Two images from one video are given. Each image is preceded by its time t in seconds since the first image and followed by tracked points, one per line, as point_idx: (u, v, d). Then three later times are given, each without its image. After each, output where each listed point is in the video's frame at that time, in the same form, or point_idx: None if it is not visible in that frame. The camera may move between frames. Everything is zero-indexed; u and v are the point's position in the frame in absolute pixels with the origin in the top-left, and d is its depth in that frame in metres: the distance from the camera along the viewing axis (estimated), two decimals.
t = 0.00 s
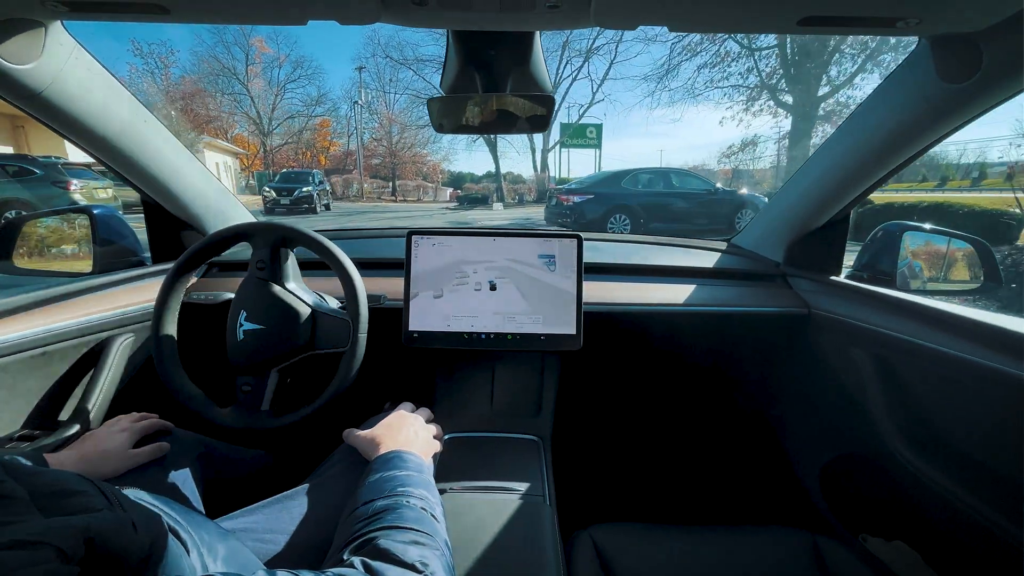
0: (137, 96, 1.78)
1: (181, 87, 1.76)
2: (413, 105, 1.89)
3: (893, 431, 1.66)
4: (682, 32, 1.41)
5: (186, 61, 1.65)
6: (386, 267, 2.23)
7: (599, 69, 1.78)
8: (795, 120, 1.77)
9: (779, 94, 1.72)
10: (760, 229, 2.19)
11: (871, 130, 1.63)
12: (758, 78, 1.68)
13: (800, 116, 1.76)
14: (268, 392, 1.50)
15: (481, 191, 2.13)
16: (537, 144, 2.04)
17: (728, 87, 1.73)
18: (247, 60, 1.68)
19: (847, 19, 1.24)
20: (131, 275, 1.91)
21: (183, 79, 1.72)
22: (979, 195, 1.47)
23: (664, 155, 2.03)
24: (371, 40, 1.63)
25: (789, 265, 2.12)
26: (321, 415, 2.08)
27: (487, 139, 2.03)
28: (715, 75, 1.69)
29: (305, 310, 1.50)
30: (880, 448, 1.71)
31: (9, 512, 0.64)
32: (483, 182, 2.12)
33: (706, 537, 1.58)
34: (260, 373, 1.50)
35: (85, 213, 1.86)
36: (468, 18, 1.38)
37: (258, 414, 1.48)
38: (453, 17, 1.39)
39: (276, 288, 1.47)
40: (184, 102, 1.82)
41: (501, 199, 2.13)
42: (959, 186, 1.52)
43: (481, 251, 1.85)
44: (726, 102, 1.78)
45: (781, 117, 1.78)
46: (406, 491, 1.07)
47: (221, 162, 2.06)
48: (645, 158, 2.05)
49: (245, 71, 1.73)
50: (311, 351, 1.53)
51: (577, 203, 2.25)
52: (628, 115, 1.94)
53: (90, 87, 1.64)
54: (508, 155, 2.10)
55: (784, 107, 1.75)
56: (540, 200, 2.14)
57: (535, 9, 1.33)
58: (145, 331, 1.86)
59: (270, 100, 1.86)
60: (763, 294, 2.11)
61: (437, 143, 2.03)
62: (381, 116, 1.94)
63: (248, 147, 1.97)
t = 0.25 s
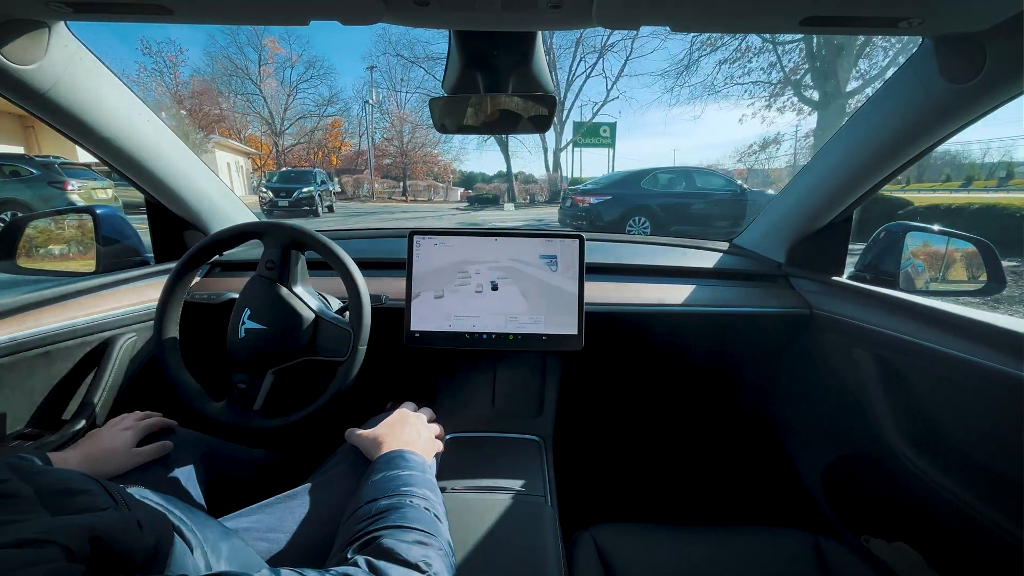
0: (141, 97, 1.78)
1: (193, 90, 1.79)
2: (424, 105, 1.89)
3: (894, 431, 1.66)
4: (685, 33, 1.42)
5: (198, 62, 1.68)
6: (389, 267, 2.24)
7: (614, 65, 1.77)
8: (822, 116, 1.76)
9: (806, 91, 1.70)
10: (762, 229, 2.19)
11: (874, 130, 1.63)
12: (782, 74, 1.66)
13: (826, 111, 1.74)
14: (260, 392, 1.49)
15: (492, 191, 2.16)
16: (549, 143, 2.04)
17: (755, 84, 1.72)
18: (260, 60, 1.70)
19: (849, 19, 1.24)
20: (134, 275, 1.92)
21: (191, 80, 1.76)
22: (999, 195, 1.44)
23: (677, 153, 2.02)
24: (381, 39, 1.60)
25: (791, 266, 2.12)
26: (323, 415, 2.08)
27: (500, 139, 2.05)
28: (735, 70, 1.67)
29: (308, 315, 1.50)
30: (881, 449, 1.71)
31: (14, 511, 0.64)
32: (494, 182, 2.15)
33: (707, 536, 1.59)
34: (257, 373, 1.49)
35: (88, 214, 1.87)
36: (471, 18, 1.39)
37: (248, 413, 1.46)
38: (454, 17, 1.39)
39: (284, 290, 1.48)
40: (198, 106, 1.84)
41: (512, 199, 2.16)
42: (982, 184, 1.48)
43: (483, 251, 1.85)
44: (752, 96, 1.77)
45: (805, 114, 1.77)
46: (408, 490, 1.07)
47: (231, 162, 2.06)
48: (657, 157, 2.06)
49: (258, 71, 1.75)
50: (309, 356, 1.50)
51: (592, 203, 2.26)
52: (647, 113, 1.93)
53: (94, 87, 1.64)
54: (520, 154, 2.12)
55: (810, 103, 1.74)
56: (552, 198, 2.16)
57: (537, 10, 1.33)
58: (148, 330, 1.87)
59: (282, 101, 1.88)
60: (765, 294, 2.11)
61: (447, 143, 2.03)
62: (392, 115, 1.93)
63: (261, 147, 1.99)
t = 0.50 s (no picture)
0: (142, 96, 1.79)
1: (204, 90, 1.84)
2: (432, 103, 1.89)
3: (898, 431, 1.65)
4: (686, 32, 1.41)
5: (206, 65, 1.74)
6: (391, 266, 2.24)
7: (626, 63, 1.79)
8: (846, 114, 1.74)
9: (831, 85, 1.70)
10: (764, 229, 2.19)
11: (877, 128, 1.62)
12: (804, 70, 1.68)
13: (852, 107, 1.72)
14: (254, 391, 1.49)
15: (503, 191, 2.13)
16: (560, 143, 2.01)
17: (776, 81, 1.74)
18: (271, 61, 1.76)
19: (852, 16, 1.23)
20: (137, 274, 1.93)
21: (199, 80, 1.80)
22: None
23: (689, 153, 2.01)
24: (388, 39, 1.65)
25: (794, 265, 2.11)
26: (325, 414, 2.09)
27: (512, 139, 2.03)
28: (750, 67, 1.70)
29: (313, 321, 1.50)
30: (884, 449, 1.71)
31: (15, 510, 0.64)
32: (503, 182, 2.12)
33: (710, 535, 1.59)
34: (256, 371, 1.50)
35: (91, 212, 1.89)
36: (472, 17, 1.38)
37: (244, 412, 1.47)
38: (455, 17, 1.39)
39: (292, 294, 1.48)
40: (209, 107, 1.89)
41: (523, 200, 2.13)
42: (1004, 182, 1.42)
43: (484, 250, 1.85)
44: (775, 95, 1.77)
45: (828, 110, 1.76)
46: (409, 489, 1.07)
47: (241, 163, 2.06)
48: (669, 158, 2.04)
49: (268, 71, 1.80)
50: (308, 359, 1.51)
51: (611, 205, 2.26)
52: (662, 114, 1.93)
53: (97, 87, 1.65)
54: (530, 155, 2.08)
55: (834, 99, 1.73)
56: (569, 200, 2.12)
57: (538, 8, 1.32)
58: (151, 329, 1.88)
59: (293, 100, 1.92)
60: (768, 293, 2.10)
61: (457, 143, 2.01)
62: (402, 114, 1.94)
63: (271, 147, 2.02)
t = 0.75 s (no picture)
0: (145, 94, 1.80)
1: (213, 91, 1.91)
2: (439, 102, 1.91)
3: (900, 432, 1.65)
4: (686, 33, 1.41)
5: (213, 65, 1.79)
6: (393, 265, 2.25)
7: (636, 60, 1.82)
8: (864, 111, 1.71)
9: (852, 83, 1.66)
10: (766, 229, 2.19)
11: (882, 128, 1.62)
12: (824, 66, 1.62)
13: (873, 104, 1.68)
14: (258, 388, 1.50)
15: (510, 192, 2.17)
16: (569, 143, 2.06)
17: (795, 78, 1.70)
18: (281, 61, 1.78)
19: (855, 17, 1.23)
20: (140, 272, 1.93)
21: (204, 80, 1.85)
22: None
23: (700, 155, 2.06)
24: (397, 38, 1.62)
25: (796, 265, 2.11)
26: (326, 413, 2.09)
27: (518, 139, 2.06)
28: (770, 62, 1.66)
29: (313, 319, 1.51)
30: (886, 450, 1.70)
31: (17, 507, 0.64)
32: (512, 181, 2.16)
33: (710, 535, 1.59)
34: (257, 370, 1.50)
35: (94, 211, 1.89)
36: (474, 17, 1.39)
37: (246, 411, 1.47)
38: (456, 16, 1.39)
39: (292, 291, 1.48)
40: (220, 108, 1.96)
41: (531, 200, 2.18)
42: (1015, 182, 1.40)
43: (486, 250, 1.85)
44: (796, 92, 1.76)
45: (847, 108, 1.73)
46: (409, 488, 1.07)
47: (249, 163, 2.10)
48: (680, 158, 2.10)
49: (277, 72, 1.84)
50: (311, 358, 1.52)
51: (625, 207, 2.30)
52: (675, 114, 2.01)
53: (100, 84, 1.65)
54: (539, 154, 2.13)
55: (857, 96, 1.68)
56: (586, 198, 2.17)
57: (540, 9, 1.33)
58: (152, 327, 1.88)
59: (301, 101, 2.00)
60: (769, 294, 2.10)
61: (465, 143, 2.05)
62: (409, 114, 1.99)
63: (281, 147, 2.09)
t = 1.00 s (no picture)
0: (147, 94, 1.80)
1: (225, 91, 1.82)
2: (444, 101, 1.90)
3: (903, 433, 1.64)
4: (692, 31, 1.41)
5: (220, 65, 1.71)
6: (396, 265, 2.25)
7: (648, 61, 1.74)
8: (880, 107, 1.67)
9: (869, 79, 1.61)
10: (769, 229, 2.18)
11: (885, 127, 1.61)
12: (843, 64, 1.57)
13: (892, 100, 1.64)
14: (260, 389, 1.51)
15: (519, 193, 2.13)
16: (579, 142, 1.98)
17: (814, 76, 1.64)
18: (288, 61, 1.75)
19: (859, 15, 1.22)
20: (143, 273, 1.94)
21: (210, 80, 1.77)
22: None
23: (708, 155, 1.97)
24: (404, 37, 1.63)
25: (799, 265, 2.10)
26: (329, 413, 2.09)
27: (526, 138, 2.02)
28: (785, 60, 1.62)
29: (316, 323, 1.51)
30: (889, 450, 1.70)
31: (22, 506, 0.65)
32: (520, 181, 2.12)
33: (714, 536, 1.58)
34: (260, 371, 1.51)
35: (99, 211, 1.91)
36: (476, 17, 1.39)
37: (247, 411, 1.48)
38: (459, 17, 1.40)
39: (298, 295, 1.48)
40: (233, 110, 1.89)
41: (539, 201, 2.13)
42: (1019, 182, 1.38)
43: (489, 250, 1.85)
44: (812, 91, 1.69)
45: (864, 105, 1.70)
46: (411, 488, 1.08)
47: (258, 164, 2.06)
48: (690, 159, 2.00)
49: (286, 73, 1.79)
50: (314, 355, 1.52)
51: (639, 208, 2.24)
52: (688, 113, 1.90)
53: (102, 85, 1.65)
54: (548, 154, 2.08)
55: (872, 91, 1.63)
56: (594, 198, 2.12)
57: (543, 8, 1.32)
58: (156, 327, 1.89)
59: (309, 102, 1.92)
60: (772, 294, 2.09)
61: (472, 143, 2.03)
62: (417, 115, 1.94)
63: (289, 147, 2.03)
